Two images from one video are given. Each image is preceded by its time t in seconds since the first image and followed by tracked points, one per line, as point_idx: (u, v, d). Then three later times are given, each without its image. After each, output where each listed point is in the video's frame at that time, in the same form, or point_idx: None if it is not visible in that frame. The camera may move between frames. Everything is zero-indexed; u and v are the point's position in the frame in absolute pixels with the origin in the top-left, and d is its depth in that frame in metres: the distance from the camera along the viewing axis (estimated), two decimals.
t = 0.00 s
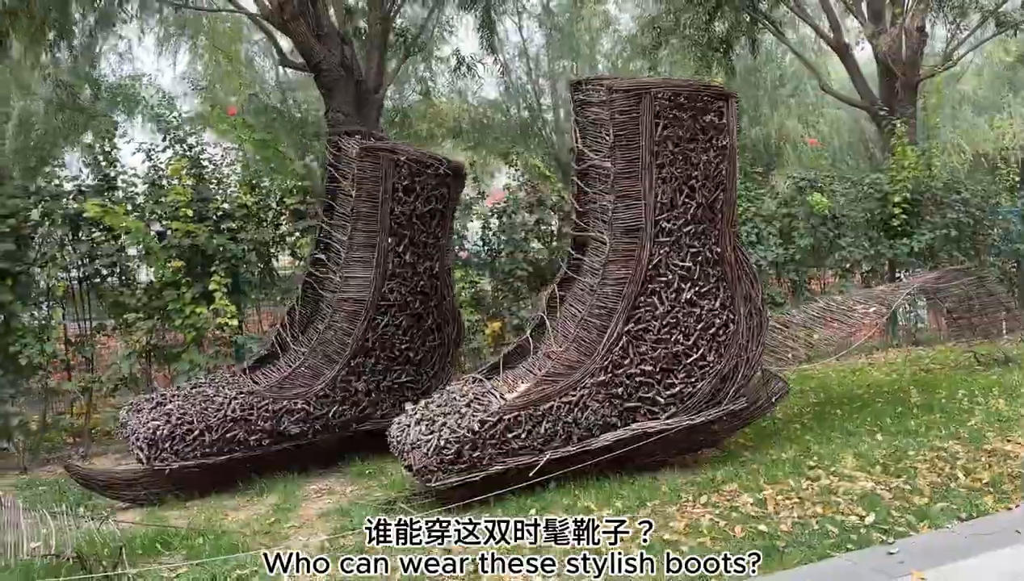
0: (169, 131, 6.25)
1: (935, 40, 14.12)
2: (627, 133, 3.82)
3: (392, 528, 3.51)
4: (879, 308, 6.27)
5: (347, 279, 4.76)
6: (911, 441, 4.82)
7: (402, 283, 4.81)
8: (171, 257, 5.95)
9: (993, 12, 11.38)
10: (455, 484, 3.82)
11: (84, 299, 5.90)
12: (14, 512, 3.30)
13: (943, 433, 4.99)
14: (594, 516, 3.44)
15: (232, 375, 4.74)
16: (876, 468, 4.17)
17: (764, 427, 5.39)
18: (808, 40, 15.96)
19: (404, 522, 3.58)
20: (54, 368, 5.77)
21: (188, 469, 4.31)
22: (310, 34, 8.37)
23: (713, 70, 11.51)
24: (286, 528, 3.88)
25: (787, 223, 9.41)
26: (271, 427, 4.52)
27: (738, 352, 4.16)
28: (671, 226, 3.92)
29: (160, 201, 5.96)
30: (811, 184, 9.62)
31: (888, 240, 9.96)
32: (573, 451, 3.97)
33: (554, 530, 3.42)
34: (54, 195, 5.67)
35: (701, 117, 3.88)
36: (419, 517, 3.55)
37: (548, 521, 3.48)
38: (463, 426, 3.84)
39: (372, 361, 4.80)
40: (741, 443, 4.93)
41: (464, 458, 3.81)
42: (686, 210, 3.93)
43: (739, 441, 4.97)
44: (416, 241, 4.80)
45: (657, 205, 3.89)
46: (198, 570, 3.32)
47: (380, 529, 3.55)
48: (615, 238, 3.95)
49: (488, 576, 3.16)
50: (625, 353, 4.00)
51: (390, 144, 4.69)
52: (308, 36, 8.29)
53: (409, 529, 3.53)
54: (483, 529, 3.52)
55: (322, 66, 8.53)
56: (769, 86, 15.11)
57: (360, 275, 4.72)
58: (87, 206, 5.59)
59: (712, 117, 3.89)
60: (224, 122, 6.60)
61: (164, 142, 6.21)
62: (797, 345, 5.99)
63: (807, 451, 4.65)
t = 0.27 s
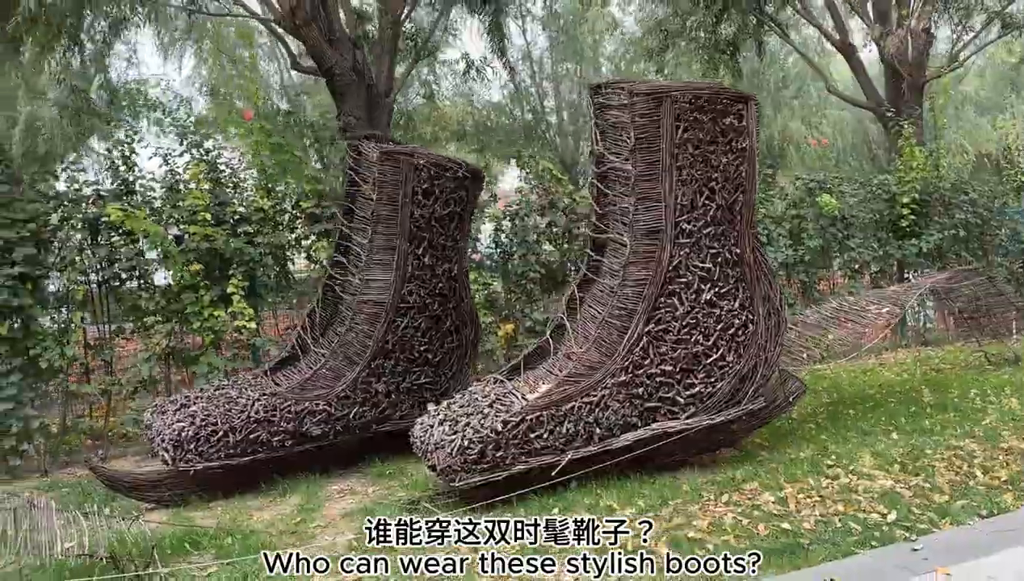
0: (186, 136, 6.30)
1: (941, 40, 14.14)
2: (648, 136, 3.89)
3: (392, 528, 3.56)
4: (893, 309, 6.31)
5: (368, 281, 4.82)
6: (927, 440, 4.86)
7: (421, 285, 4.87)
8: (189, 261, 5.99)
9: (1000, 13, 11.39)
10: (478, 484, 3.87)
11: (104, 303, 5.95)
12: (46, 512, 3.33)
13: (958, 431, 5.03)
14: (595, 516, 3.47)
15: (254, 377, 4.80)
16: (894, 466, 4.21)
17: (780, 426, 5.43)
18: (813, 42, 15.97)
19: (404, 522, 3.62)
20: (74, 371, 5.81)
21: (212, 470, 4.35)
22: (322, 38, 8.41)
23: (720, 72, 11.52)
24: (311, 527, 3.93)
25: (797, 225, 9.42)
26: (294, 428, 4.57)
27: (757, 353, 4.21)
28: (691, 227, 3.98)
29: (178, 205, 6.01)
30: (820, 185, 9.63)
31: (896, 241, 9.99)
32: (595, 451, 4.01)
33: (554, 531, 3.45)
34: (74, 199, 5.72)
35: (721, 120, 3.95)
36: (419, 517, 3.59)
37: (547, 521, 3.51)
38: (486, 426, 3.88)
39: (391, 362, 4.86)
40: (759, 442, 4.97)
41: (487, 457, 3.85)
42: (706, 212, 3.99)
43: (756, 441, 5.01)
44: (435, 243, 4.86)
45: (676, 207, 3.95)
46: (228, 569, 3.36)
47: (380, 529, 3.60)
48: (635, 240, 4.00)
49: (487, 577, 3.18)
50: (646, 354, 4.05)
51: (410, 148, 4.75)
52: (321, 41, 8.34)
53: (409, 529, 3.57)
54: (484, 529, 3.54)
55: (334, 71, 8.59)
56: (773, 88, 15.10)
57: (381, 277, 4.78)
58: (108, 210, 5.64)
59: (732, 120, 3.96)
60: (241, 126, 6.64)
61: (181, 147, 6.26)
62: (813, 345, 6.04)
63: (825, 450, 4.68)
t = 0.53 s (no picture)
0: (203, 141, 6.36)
1: (946, 42, 14.17)
2: (669, 139, 3.94)
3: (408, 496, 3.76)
4: (905, 310, 6.35)
5: (387, 284, 4.87)
6: (942, 440, 4.90)
7: (440, 288, 4.92)
8: (207, 264, 6.04)
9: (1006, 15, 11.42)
10: (501, 484, 3.91)
11: (123, 307, 6.01)
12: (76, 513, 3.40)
13: (973, 432, 5.07)
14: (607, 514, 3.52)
15: (275, 379, 4.85)
16: (912, 466, 4.26)
17: (796, 427, 5.46)
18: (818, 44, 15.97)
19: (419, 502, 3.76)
20: (92, 374, 5.87)
21: (235, 471, 4.40)
22: (334, 43, 8.45)
23: (728, 74, 11.53)
24: (336, 527, 3.98)
25: (806, 227, 9.44)
26: (315, 430, 4.62)
27: (775, 354, 4.25)
28: (711, 230, 4.03)
29: (197, 209, 6.06)
30: (829, 187, 9.66)
31: (905, 242, 10.03)
32: (615, 451, 4.05)
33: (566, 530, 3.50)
34: (94, 204, 5.79)
35: (741, 124, 4.00)
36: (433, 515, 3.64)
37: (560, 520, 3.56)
38: (509, 427, 3.92)
39: (410, 364, 4.91)
40: (776, 443, 5.00)
41: (510, 458, 3.90)
42: (726, 215, 4.04)
43: (773, 441, 5.05)
44: (454, 246, 4.92)
45: (696, 210, 4.00)
46: (258, 568, 3.40)
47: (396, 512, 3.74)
48: (655, 242, 4.06)
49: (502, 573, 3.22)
50: (665, 355, 4.09)
51: (430, 152, 4.81)
52: (332, 46, 8.40)
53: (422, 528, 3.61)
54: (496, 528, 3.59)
55: (345, 75, 8.64)
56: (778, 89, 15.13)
57: (400, 280, 4.83)
58: (130, 214, 5.69)
59: (751, 124, 4.02)
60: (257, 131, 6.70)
61: (199, 153, 6.33)
62: (826, 346, 6.08)
63: (841, 451, 4.72)
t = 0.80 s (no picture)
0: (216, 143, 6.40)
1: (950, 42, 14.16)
2: (685, 138, 4.00)
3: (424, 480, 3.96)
4: (915, 309, 6.37)
5: (403, 284, 4.91)
6: (956, 437, 4.92)
7: (455, 288, 4.95)
8: (221, 265, 6.08)
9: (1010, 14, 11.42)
10: (520, 482, 3.93)
11: (138, 308, 6.03)
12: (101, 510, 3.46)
13: (986, 429, 5.09)
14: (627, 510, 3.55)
15: (292, 379, 4.88)
16: (927, 462, 4.28)
17: (809, 425, 5.48)
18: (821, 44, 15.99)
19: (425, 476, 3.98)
20: (108, 375, 5.92)
21: (254, 470, 4.43)
22: (343, 45, 8.49)
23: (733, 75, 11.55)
24: (356, 525, 4.01)
25: (813, 227, 9.45)
26: (332, 429, 4.65)
27: (790, 352, 4.28)
28: (726, 228, 4.07)
29: (210, 210, 6.09)
30: (836, 187, 9.68)
31: (911, 242, 10.05)
32: (632, 449, 4.07)
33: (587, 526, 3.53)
34: (109, 207, 5.80)
35: (756, 123, 4.06)
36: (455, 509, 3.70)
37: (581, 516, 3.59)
38: (527, 425, 3.95)
39: (425, 364, 4.94)
40: (791, 441, 5.02)
41: (528, 456, 3.92)
42: (741, 213, 4.10)
43: (787, 439, 5.07)
44: (469, 247, 4.96)
45: (712, 208, 4.05)
46: (280, 565, 3.44)
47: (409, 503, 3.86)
48: (671, 241, 4.10)
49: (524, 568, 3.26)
50: (682, 353, 4.12)
51: (446, 153, 4.85)
52: (342, 49, 8.45)
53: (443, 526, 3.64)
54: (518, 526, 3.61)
55: (354, 78, 8.68)
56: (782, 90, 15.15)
57: (416, 280, 4.87)
58: (146, 216, 5.72)
59: (766, 123, 4.08)
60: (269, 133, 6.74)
61: (212, 154, 6.34)
62: (838, 345, 6.10)
63: (855, 448, 4.75)
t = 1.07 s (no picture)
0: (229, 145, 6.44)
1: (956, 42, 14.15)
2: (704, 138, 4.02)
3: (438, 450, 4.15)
4: (927, 307, 6.38)
5: (419, 284, 4.94)
6: (970, 435, 4.94)
7: (471, 287, 4.98)
8: (236, 266, 6.11)
9: (1016, 14, 11.41)
10: (539, 480, 3.95)
11: (153, 309, 6.06)
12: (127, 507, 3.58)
13: (1001, 427, 5.11)
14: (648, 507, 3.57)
15: (309, 379, 4.91)
16: (944, 460, 4.30)
17: (823, 423, 5.50)
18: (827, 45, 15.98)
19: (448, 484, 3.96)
20: (124, 375, 5.96)
21: (273, 469, 4.46)
22: (353, 47, 8.52)
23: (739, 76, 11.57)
24: (376, 523, 4.04)
25: (821, 227, 9.48)
26: (350, 428, 4.68)
27: (807, 350, 4.30)
28: (744, 228, 4.10)
29: (225, 212, 6.12)
30: (844, 187, 9.69)
31: (919, 241, 10.07)
32: (650, 447, 4.09)
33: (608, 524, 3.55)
34: (124, 209, 5.83)
35: (774, 122, 4.09)
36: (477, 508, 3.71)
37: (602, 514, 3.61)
38: (547, 423, 3.96)
39: (441, 363, 4.97)
40: (806, 439, 5.04)
41: (547, 454, 3.94)
42: (759, 212, 4.13)
43: (802, 437, 5.10)
44: (485, 246, 4.99)
45: (730, 207, 4.08)
46: (304, 562, 3.47)
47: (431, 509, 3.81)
48: (689, 240, 4.13)
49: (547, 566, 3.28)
50: (700, 352, 4.14)
51: (462, 154, 4.88)
52: (351, 50, 8.49)
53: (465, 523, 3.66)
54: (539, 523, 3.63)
55: (363, 80, 8.71)
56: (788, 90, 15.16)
57: (433, 280, 4.89)
58: (164, 217, 5.75)
59: (784, 122, 4.10)
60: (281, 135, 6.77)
61: (225, 156, 6.35)
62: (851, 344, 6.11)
63: (871, 446, 4.76)
